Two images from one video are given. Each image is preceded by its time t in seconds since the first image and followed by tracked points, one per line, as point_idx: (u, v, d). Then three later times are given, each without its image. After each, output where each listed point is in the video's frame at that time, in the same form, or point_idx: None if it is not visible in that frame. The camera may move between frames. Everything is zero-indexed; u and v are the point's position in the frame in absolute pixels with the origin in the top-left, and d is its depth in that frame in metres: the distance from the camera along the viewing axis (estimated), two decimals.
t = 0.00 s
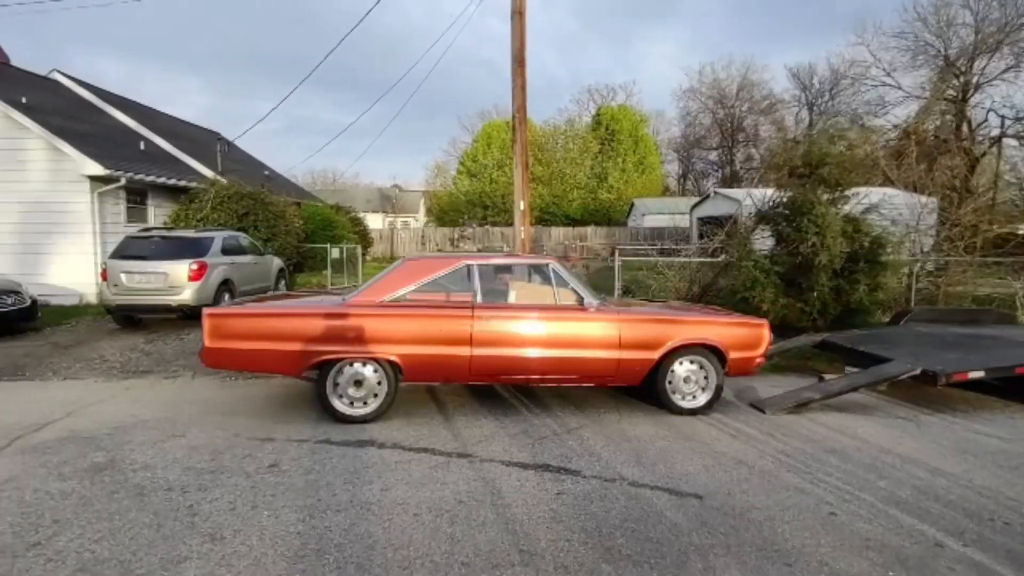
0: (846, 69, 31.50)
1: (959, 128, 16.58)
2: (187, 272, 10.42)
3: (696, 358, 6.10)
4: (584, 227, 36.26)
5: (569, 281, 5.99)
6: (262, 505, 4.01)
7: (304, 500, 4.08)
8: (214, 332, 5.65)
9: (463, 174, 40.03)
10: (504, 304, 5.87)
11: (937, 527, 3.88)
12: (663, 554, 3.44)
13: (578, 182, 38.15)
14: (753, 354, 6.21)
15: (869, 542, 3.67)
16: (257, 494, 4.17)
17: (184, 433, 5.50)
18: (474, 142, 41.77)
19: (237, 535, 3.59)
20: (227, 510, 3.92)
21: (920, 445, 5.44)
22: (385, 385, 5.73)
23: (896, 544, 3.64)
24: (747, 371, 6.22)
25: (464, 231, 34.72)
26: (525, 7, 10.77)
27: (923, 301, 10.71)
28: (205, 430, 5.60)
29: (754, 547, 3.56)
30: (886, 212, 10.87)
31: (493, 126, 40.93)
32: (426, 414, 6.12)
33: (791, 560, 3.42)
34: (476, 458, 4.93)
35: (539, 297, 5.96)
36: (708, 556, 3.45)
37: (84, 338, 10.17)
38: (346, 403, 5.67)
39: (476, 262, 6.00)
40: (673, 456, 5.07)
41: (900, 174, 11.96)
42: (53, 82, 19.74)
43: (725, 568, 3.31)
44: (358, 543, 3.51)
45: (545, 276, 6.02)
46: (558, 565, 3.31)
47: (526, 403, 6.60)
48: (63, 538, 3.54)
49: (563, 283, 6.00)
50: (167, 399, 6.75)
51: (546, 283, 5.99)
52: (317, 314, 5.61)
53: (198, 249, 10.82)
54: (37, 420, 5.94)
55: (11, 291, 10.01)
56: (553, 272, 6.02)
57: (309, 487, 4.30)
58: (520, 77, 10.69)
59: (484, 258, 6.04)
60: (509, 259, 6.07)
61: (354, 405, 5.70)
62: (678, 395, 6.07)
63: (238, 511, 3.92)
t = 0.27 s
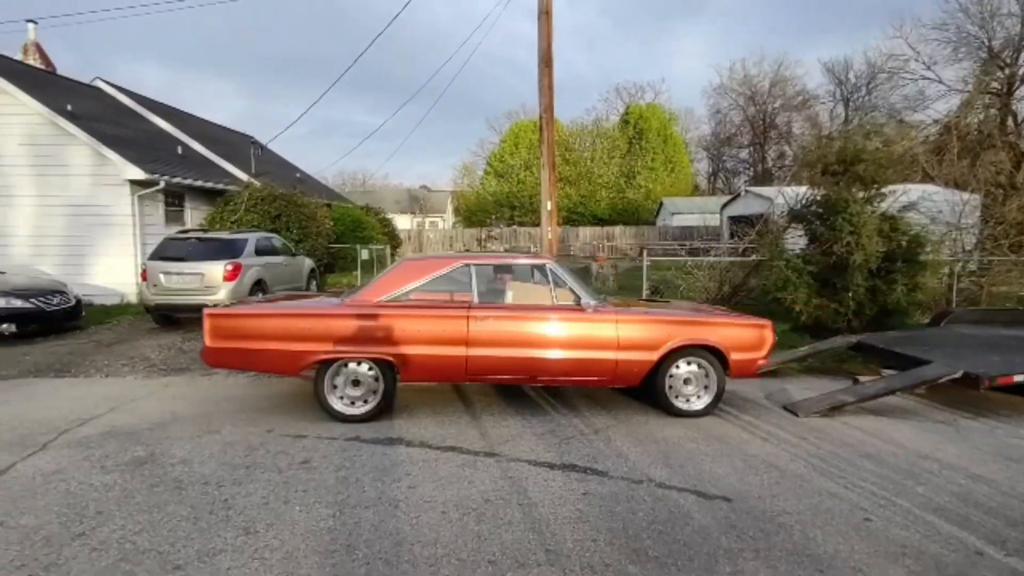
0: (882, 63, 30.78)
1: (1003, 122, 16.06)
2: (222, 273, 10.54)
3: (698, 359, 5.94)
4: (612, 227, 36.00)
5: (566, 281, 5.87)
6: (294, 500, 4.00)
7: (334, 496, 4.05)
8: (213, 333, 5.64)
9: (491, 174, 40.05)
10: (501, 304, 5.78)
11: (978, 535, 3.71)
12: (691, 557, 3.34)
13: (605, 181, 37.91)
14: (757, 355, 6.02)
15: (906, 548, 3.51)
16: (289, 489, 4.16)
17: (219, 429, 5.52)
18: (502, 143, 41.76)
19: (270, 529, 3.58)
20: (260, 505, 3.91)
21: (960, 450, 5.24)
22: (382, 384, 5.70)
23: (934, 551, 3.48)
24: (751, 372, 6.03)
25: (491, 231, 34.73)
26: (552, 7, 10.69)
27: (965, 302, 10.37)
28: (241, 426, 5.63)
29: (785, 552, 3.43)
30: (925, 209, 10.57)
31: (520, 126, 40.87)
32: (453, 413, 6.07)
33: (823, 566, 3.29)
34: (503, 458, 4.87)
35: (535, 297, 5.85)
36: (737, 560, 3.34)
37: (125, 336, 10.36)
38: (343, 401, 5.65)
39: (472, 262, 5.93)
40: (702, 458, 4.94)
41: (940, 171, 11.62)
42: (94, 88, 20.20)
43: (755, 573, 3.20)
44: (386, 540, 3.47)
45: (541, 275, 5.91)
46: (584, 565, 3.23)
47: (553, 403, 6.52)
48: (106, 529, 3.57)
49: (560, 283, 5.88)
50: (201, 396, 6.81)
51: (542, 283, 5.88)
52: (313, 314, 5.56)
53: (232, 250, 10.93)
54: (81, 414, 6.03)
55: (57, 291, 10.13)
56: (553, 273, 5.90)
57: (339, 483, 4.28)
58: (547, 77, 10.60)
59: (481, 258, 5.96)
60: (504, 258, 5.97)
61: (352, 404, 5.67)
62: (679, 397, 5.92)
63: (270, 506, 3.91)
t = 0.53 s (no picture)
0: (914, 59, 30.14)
1: None
2: (251, 273, 10.63)
3: (699, 360, 5.81)
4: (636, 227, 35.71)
5: (564, 281, 5.80)
6: (320, 496, 3.98)
7: (360, 493, 4.03)
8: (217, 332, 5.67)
9: (514, 174, 40.00)
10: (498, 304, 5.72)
11: (1014, 543, 3.57)
12: (715, 560, 3.26)
13: (629, 181, 37.64)
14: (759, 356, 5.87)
15: (938, 556, 3.39)
16: (316, 485, 4.15)
17: (249, 425, 5.55)
18: (525, 143, 41.68)
19: (297, 524, 3.57)
20: (288, 501, 3.90)
21: (996, 455, 5.06)
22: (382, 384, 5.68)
23: (969, 559, 3.35)
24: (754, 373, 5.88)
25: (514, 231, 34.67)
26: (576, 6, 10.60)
27: (1002, 303, 10.10)
28: (271, 423, 5.64)
29: (811, 557, 3.33)
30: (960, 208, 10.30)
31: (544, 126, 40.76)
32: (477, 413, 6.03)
33: (851, 573, 3.18)
34: (526, 457, 4.81)
35: (533, 297, 5.79)
36: (763, 564, 3.24)
37: (158, 335, 10.50)
38: (344, 400, 5.64)
39: (470, 262, 5.88)
40: (727, 460, 4.84)
41: (976, 169, 11.33)
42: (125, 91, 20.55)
43: None
44: (410, 537, 3.43)
45: (539, 275, 5.85)
46: (608, 566, 3.16)
47: (576, 403, 6.45)
48: (140, 521, 3.59)
49: (558, 283, 5.81)
50: (230, 393, 6.85)
51: (540, 283, 5.82)
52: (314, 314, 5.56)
53: (260, 250, 11.04)
54: (116, 410, 6.10)
55: (93, 290, 10.32)
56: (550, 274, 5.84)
57: (364, 480, 4.25)
58: (571, 77, 10.52)
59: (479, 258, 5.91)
60: (502, 259, 5.93)
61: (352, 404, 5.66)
62: (680, 399, 5.80)
63: (298, 502, 3.89)
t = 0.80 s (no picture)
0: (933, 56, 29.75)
1: None
2: (267, 273, 10.69)
3: (695, 360, 5.74)
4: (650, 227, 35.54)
5: (559, 281, 5.76)
6: (336, 494, 3.98)
7: (375, 491, 4.02)
8: (217, 331, 5.67)
9: (528, 174, 39.96)
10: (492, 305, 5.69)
11: None
12: (730, 562, 3.21)
13: (643, 181, 37.47)
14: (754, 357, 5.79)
15: (958, 560, 3.32)
16: (332, 483, 4.15)
17: (266, 423, 5.56)
18: (539, 143, 41.62)
19: (314, 521, 3.56)
20: (304, 498, 3.90)
21: (1018, 458, 4.97)
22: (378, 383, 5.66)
23: (989, 564, 3.28)
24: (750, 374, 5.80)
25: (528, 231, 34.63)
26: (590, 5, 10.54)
27: None
28: (288, 421, 5.65)
29: (827, 559, 3.28)
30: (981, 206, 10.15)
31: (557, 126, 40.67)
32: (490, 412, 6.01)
33: None
34: (539, 457, 4.78)
35: (527, 297, 5.76)
36: (779, 566, 3.19)
37: (176, 333, 10.58)
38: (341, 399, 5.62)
39: (464, 262, 5.85)
40: (742, 462, 4.78)
41: (998, 167, 11.16)
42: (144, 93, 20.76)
43: None
44: (424, 535, 3.42)
45: (534, 275, 5.82)
46: (622, 567, 3.13)
47: (590, 404, 6.41)
48: (161, 517, 3.60)
49: (552, 283, 5.77)
50: (246, 392, 6.87)
51: (535, 283, 5.79)
52: (312, 314, 5.55)
53: (276, 251, 11.09)
54: (136, 408, 6.14)
55: (114, 290, 10.42)
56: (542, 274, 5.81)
57: (379, 479, 4.24)
58: (586, 77, 10.47)
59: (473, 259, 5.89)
60: (496, 259, 5.90)
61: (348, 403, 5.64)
62: (676, 400, 5.74)
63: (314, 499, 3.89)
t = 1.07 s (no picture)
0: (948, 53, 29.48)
1: None
2: (279, 273, 10.76)
3: (693, 361, 5.71)
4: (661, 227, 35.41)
5: (556, 281, 5.75)
6: (349, 492, 3.99)
7: (387, 490, 4.02)
8: (217, 330, 5.67)
9: (539, 175, 39.92)
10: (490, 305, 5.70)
11: None
12: (743, 562, 3.19)
13: (654, 181, 37.34)
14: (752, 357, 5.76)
15: (974, 563, 3.28)
16: (344, 481, 4.16)
17: (279, 422, 5.58)
18: (550, 143, 41.56)
19: (328, 518, 3.57)
20: (317, 496, 3.91)
21: None
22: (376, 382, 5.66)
23: (1006, 567, 3.24)
24: (747, 374, 5.77)
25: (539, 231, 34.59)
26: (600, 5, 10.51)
27: None
28: (298, 419, 5.67)
29: (841, 561, 3.25)
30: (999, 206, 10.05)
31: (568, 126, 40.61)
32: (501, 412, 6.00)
33: None
34: (551, 457, 4.77)
35: (524, 296, 5.76)
36: (793, 567, 3.17)
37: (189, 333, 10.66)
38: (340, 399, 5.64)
39: (462, 262, 5.85)
40: (755, 463, 4.75)
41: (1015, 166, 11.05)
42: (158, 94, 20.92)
43: None
44: (437, 533, 3.42)
45: (532, 276, 5.81)
46: (635, 567, 3.12)
47: (601, 404, 6.39)
48: (177, 513, 3.62)
49: (550, 283, 5.76)
50: (257, 391, 6.90)
51: (533, 283, 5.78)
52: (314, 313, 5.56)
53: (289, 251, 11.15)
54: (151, 406, 6.19)
55: (129, 290, 10.50)
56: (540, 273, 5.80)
57: (392, 478, 4.25)
58: (597, 77, 10.44)
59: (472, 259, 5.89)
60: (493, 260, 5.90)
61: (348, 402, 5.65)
62: (675, 400, 5.70)
63: (327, 497, 3.90)
